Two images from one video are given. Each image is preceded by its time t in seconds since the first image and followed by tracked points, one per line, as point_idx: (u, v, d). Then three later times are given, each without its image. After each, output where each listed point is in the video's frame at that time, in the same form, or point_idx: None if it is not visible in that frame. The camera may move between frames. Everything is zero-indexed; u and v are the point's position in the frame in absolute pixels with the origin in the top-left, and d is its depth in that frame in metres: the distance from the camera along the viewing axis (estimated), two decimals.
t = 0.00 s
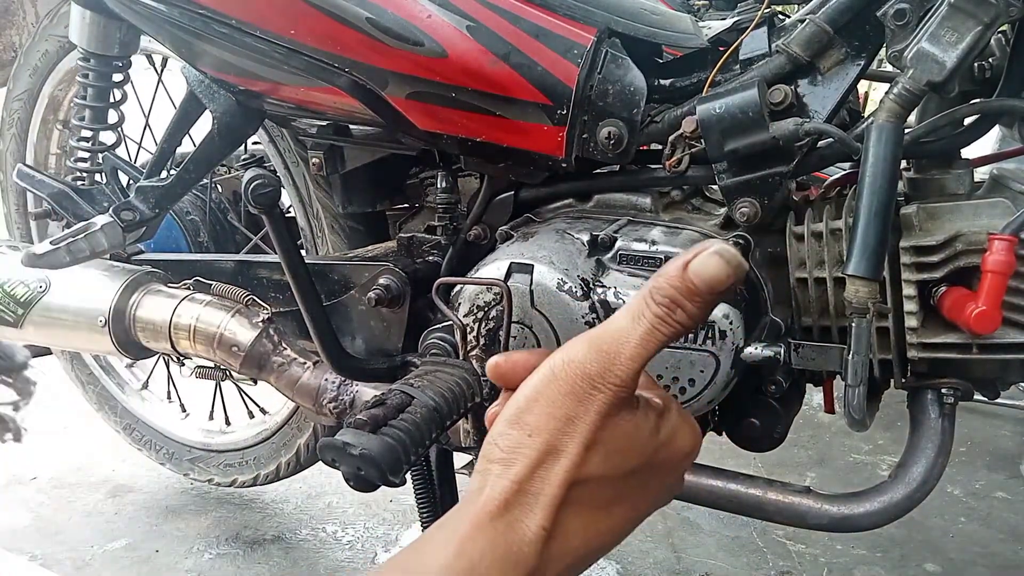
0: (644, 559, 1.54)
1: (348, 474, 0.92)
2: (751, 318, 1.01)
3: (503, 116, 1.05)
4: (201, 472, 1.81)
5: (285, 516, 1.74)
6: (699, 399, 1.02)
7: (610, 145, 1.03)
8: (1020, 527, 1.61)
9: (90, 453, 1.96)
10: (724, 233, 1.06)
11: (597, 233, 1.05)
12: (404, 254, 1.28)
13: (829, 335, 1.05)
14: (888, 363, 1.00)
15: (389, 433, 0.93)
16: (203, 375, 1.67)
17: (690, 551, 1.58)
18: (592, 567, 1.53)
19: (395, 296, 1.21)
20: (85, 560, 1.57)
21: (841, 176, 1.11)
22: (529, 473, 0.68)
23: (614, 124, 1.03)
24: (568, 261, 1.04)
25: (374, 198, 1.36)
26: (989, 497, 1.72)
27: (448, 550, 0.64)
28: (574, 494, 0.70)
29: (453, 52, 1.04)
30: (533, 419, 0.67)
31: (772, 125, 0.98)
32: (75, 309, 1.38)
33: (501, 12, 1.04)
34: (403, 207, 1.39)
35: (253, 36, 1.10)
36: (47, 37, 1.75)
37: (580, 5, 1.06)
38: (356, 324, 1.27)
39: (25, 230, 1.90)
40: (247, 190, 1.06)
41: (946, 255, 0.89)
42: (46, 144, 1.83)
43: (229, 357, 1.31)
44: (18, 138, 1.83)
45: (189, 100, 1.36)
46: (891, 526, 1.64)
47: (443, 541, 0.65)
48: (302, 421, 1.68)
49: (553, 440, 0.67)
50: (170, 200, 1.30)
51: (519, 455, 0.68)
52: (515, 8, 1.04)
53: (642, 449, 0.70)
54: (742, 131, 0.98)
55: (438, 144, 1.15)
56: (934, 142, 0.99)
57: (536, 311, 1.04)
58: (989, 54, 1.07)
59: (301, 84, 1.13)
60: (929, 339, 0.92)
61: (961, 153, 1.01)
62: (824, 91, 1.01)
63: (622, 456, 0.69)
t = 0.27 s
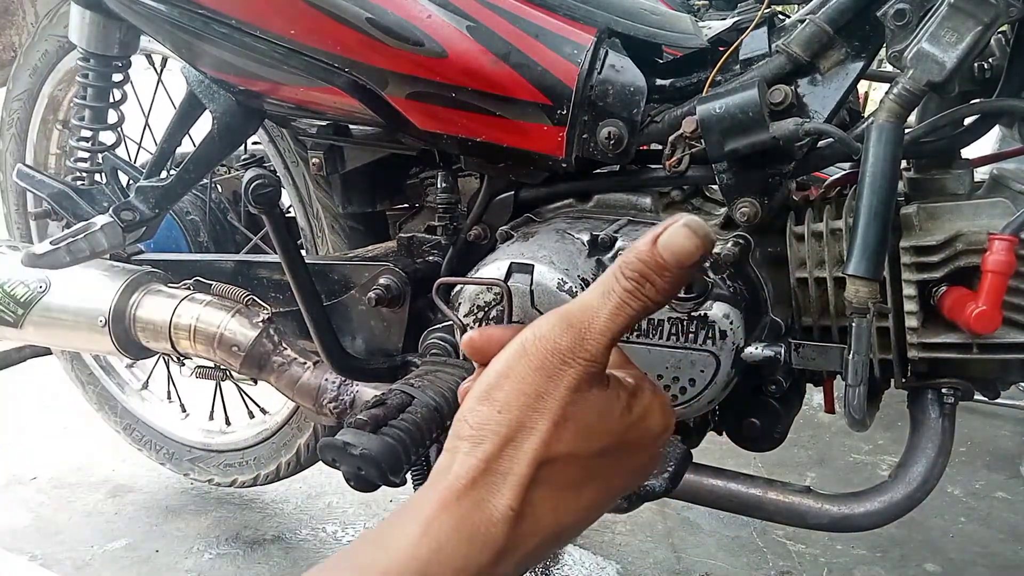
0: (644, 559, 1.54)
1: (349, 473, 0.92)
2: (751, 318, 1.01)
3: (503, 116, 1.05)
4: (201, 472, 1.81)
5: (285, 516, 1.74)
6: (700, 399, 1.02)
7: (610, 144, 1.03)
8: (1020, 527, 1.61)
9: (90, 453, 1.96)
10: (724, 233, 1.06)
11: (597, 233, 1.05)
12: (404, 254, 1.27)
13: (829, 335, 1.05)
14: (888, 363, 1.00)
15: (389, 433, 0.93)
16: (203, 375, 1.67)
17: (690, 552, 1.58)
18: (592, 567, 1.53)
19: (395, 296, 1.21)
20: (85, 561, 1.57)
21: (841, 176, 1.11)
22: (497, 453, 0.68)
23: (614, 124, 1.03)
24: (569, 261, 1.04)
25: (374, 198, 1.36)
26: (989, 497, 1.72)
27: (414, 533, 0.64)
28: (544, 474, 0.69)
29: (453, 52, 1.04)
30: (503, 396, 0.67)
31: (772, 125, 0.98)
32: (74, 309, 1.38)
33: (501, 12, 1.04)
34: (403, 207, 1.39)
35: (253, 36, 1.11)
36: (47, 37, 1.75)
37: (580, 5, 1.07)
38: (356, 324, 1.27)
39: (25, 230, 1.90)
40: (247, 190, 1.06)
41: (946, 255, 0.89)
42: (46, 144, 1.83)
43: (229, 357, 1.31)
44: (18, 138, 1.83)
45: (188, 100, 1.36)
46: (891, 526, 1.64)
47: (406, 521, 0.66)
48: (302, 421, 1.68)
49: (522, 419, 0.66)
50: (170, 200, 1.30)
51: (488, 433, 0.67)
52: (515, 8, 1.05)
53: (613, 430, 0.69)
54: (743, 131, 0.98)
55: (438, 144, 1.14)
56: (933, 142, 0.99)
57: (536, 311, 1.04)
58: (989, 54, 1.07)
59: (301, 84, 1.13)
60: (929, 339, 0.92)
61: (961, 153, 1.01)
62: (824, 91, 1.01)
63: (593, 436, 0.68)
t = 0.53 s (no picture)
0: (645, 560, 1.54)
1: (348, 473, 0.92)
2: (751, 318, 1.01)
3: (503, 116, 1.05)
4: (201, 472, 1.81)
5: (285, 516, 1.74)
6: (699, 399, 1.02)
7: (610, 144, 1.03)
8: (1020, 527, 1.61)
9: (89, 453, 1.96)
10: (724, 233, 1.06)
11: (597, 233, 1.05)
12: (404, 254, 1.27)
13: (829, 335, 1.05)
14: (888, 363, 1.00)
15: (389, 433, 0.93)
16: (203, 375, 1.67)
17: (690, 552, 1.58)
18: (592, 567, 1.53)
19: (396, 296, 1.21)
20: (85, 561, 1.57)
21: (842, 176, 1.10)
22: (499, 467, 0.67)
23: (614, 124, 1.03)
24: (569, 261, 1.04)
25: (374, 198, 1.36)
26: (989, 497, 1.72)
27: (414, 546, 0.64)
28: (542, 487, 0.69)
29: (453, 52, 1.04)
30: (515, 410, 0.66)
31: (772, 125, 0.98)
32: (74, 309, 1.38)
33: (501, 12, 1.05)
34: (403, 207, 1.39)
35: (252, 36, 1.10)
36: (47, 37, 1.75)
37: (580, 5, 1.08)
38: (356, 324, 1.27)
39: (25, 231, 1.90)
40: (247, 190, 1.06)
41: (946, 255, 0.89)
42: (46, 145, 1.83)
43: (229, 357, 1.31)
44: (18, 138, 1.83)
45: (188, 100, 1.36)
46: (891, 526, 1.64)
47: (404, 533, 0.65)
48: (302, 421, 1.68)
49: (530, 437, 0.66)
50: (170, 200, 1.30)
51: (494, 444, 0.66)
52: (516, 8, 1.05)
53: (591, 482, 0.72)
54: (742, 131, 0.98)
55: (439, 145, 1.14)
56: (933, 142, 0.99)
57: (536, 311, 1.04)
58: (989, 53, 1.07)
59: (301, 85, 1.13)
60: (929, 339, 0.92)
61: (961, 152, 1.01)
62: (824, 91, 1.01)
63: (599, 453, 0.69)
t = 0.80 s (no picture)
0: (645, 560, 1.54)
1: (348, 473, 0.92)
2: (751, 318, 1.01)
3: (503, 116, 1.05)
4: (201, 472, 1.81)
5: (285, 516, 1.74)
6: (699, 399, 1.02)
7: (609, 144, 1.03)
8: (1020, 527, 1.61)
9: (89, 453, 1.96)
10: (724, 233, 1.06)
11: (597, 233, 1.06)
12: (404, 255, 1.27)
13: (829, 335, 1.05)
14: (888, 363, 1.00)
15: (388, 433, 0.93)
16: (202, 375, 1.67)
17: (690, 552, 1.58)
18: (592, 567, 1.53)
19: (395, 296, 1.21)
20: (84, 561, 1.57)
21: (842, 175, 1.10)
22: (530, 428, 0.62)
23: (613, 124, 1.03)
24: (568, 261, 1.04)
25: (374, 198, 1.36)
26: (989, 497, 1.72)
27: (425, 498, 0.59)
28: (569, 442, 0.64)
29: (453, 52, 1.04)
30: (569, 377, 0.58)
31: (772, 125, 0.98)
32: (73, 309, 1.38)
33: (501, 12, 1.05)
34: (403, 207, 1.38)
35: (251, 36, 1.10)
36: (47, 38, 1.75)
37: (579, 5, 1.08)
38: (356, 324, 1.27)
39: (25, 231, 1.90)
40: (247, 190, 1.06)
41: (946, 255, 0.89)
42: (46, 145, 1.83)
43: (229, 357, 1.31)
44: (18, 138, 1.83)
45: (188, 100, 1.36)
46: (891, 526, 1.64)
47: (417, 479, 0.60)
48: (302, 421, 1.68)
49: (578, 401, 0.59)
50: (170, 200, 1.30)
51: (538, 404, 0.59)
52: (515, 8, 1.05)
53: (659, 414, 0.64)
54: (742, 131, 0.98)
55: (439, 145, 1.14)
56: (932, 141, 0.99)
57: (536, 311, 1.04)
58: (988, 54, 1.07)
59: (301, 85, 1.13)
60: (928, 339, 0.92)
61: (961, 152, 1.01)
62: (824, 91, 1.01)
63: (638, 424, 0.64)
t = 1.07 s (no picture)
0: (645, 559, 1.54)
1: (348, 473, 0.92)
2: (752, 317, 1.00)
3: (503, 117, 1.05)
4: (200, 472, 1.81)
5: (285, 516, 1.74)
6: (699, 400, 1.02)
7: (610, 144, 1.03)
8: (1020, 527, 1.61)
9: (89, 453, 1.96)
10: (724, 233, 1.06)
11: (597, 233, 1.06)
12: (404, 255, 1.28)
13: (829, 335, 1.05)
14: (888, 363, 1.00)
15: (389, 433, 0.93)
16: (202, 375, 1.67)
17: (690, 552, 1.58)
18: (592, 567, 1.53)
19: (395, 296, 1.21)
20: (84, 561, 1.57)
21: (842, 175, 1.10)
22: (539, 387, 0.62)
23: (614, 124, 1.03)
24: (569, 261, 1.04)
25: (374, 199, 1.36)
26: (989, 497, 1.72)
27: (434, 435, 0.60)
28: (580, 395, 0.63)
29: (453, 52, 1.04)
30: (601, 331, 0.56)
31: (772, 125, 0.98)
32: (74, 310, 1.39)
33: (501, 12, 1.05)
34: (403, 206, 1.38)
35: (252, 36, 1.10)
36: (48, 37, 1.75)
37: (579, 6, 1.08)
38: (356, 324, 1.27)
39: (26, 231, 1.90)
40: (247, 190, 1.06)
41: (946, 255, 0.89)
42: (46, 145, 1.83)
43: (229, 357, 1.31)
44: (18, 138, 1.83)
45: (188, 101, 1.36)
46: (890, 526, 1.64)
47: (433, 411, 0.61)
48: (302, 421, 1.68)
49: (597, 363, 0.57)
50: (170, 200, 1.30)
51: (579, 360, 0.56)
52: (515, 8, 1.05)
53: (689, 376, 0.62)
54: (742, 131, 0.98)
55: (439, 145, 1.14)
56: (933, 142, 0.99)
57: (536, 311, 1.04)
58: (989, 53, 1.07)
59: (301, 85, 1.13)
60: (928, 339, 0.92)
61: (961, 153, 1.01)
62: (824, 91, 1.01)
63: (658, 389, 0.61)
